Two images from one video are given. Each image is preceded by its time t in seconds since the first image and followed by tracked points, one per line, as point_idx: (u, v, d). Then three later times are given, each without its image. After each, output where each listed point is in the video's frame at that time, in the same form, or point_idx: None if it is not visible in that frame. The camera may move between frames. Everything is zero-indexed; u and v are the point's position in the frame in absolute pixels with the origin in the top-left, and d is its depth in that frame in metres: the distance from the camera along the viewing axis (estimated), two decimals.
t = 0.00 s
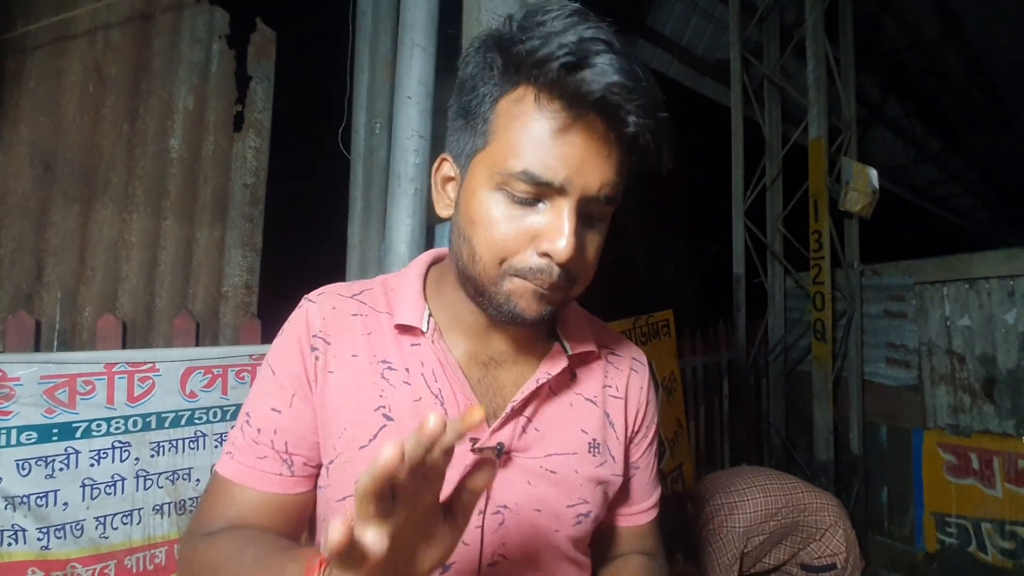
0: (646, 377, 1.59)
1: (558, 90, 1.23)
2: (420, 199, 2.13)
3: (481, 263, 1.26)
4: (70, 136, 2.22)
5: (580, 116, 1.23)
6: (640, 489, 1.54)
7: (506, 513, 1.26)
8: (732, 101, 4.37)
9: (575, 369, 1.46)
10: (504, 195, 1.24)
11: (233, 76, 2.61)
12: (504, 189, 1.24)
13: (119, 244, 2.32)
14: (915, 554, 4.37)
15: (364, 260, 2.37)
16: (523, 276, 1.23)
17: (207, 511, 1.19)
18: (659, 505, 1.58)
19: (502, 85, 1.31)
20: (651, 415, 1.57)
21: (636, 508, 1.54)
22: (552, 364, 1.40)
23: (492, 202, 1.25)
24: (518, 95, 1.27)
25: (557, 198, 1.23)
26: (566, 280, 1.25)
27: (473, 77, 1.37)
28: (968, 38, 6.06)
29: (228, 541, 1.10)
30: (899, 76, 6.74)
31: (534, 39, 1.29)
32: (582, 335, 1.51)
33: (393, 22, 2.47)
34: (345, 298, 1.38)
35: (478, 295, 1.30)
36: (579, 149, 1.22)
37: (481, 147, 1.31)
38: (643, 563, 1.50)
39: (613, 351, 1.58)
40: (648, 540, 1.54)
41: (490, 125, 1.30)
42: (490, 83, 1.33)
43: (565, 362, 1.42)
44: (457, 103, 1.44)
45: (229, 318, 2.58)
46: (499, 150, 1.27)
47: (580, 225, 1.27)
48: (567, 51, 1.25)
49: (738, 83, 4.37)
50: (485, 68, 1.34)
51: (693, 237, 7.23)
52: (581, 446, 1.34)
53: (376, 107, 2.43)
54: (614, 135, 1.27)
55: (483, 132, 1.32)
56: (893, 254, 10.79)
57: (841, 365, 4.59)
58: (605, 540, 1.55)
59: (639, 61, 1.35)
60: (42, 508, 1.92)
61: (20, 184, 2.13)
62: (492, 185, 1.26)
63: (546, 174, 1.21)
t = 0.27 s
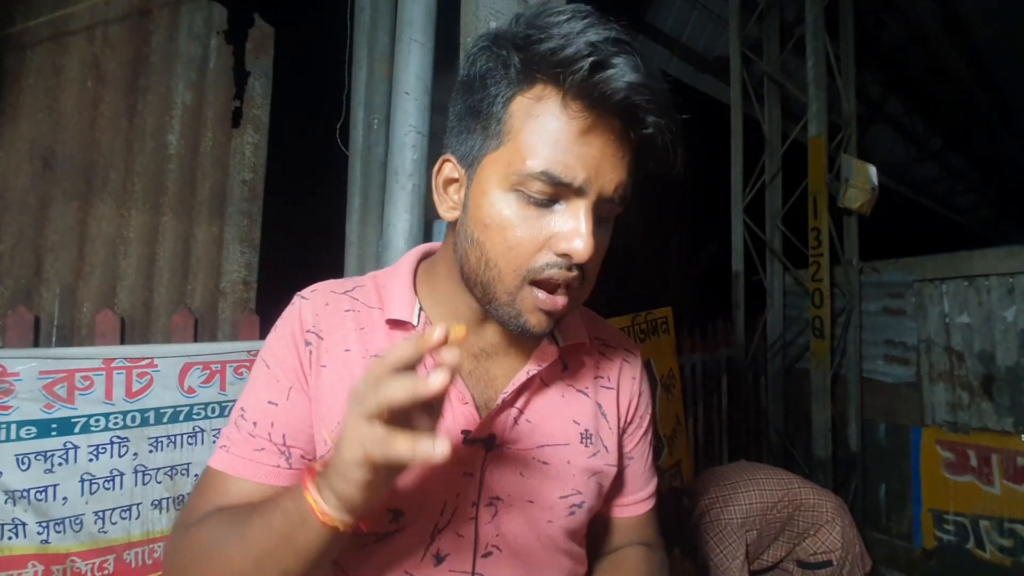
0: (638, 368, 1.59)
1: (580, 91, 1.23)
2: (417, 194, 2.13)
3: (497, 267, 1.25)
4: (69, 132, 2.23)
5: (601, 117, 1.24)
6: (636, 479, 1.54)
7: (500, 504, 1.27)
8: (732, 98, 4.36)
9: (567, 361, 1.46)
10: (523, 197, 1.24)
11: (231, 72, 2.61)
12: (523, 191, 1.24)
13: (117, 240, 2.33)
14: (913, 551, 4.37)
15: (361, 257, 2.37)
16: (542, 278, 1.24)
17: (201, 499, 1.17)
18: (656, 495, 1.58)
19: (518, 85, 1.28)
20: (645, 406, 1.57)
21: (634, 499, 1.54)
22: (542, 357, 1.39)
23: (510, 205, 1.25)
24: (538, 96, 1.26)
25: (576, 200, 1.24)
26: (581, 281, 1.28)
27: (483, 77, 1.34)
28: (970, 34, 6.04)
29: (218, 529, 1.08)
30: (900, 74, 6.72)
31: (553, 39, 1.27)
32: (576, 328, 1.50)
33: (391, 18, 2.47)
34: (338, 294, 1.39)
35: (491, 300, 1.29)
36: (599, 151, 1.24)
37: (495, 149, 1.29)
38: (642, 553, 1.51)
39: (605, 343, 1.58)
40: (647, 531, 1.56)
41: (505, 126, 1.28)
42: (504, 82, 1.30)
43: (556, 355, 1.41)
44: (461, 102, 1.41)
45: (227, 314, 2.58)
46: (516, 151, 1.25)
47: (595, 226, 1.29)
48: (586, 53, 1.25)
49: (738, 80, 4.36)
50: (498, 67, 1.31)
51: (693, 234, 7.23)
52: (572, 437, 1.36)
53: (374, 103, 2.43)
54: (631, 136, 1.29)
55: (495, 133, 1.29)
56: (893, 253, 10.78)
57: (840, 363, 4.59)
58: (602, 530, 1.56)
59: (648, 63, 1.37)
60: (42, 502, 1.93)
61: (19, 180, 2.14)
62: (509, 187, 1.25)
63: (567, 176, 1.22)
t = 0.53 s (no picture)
0: (635, 365, 1.59)
1: (545, 56, 1.35)
2: (414, 192, 2.12)
3: (478, 229, 1.29)
4: (65, 129, 2.22)
5: (566, 75, 1.34)
6: (633, 478, 1.54)
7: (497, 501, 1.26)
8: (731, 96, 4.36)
9: (564, 356, 1.47)
10: (498, 158, 1.31)
11: (228, 69, 2.60)
12: (498, 152, 1.31)
13: (114, 237, 2.32)
14: (910, 549, 4.39)
15: (358, 255, 2.36)
16: (521, 237, 1.26)
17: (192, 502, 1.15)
18: (651, 493, 1.59)
19: (490, 61, 1.40)
20: (642, 403, 1.58)
21: (631, 497, 1.55)
22: (540, 352, 1.41)
23: (487, 166, 1.31)
24: (509, 67, 1.37)
25: (549, 154, 1.30)
26: (563, 240, 1.29)
27: (462, 65, 1.46)
28: (969, 32, 6.03)
29: (202, 533, 1.04)
30: (899, 73, 6.72)
31: (519, 15, 1.41)
32: (571, 324, 1.51)
33: (389, 15, 2.46)
34: (335, 290, 1.39)
35: (477, 270, 1.31)
36: (567, 107, 1.32)
37: (473, 122, 1.38)
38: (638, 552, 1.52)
39: (602, 339, 1.59)
40: (643, 528, 1.57)
41: (481, 99, 1.38)
42: (479, 62, 1.42)
43: (553, 351, 1.43)
44: (445, 94, 1.52)
45: (225, 312, 2.58)
46: (491, 119, 1.34)
47: (572, 183, 1.33)
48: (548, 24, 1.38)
49: (737, 78, 4.35)
50: (473, 52, 1.44)
51: (692, 232, 7.23)
52: (570, 434, 1.35)
53: (371, 101, 2.42)
54: (599, 94, 1.37)
55: (473, 108, 1.39)
56: (892, 251, 10.79)
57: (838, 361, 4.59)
58: (597, 529, 1.56)
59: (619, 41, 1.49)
60: (40, 500, 1.92)
61: (15, 177, 2.13)
62: (485, 151, 1.32)
63: (538, 131, 1.29)
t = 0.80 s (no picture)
0: (633, 366, 1.60)
1: (504, 53, 1.38)
2: (413, 192, 2.12)
3: (453, 225, 1.31)
4: (64, 128, 2.22)
5: (524, 69, 1.35)
6: (630, 476, 1.55)
7: (498, 498, 1.25)
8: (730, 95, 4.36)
9: (564, 356, 1.47)
10: (467, 155, 1.33)
11: (226, 68, 2.60)
12: (467, 150, 1.33)
13: (112, 237, 2.32)
14: (908, 546, 4.40)
15: (357, 254, 2.36)
16: (493, 228, 1.27)
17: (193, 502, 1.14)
18: (648, 493, 1.59)
19: (457, 64, 1.44)
20: (639, 403, 1.58)
21: (628, 496, 1.55)
22: (540, 352, 1.41)
23: (459, 164, 1.33)
24: (473, 68, 1.40)
25: (515, 147, 1.31)
26: (535, 227, 1.29)
27: (439, 72, 1.51)
28: (967, 31, 6.03)
29: (207, 536, 1.04)
30: (898, 71, 6.73)
31: (478, 18, 1.45)
32: (570, 324, 1.52)
33: (388, 15, 2.46)
34: (337, 290, 1.39)
35: (459, 265, 1.33)
36: (529, 99, 1.33)
37: (448, 125, 1.42)
38: (636, 549, 1.51)
39: (600, 339, 1.59)
40: (637, 527, 1.56)
41: (453, 103, 1.43)
42: (450, 68, 1.46)
43: (554, 350, 1.43)
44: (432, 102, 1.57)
45: (224, 311, 2.58)
46: (461, 120, 1.37)
47: (542, 173, 1.34)
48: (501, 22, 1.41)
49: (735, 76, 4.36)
50: (445, 58, 1.48)
51: (691, 231, 7.24)
52: (570, 432, 1.36)
53: (370, 100, 2.42)
54: (560, 82, 1.37)
55: (449, 112, 1.43)
56: (890, 250, 10.83)
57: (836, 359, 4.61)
58: (596, 527, 1.56)
59: (581, 26, 1.46)
60: (40, 500, 1.92)
61: (13, 176, 2.13)
62: (456, 150, 1.35)
63: (501, 126, 1.31)
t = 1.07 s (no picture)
0: (633, 366, 1.60)
1: (499, 46, 1.42)
2: (412, 192, 2.12)
3: (455, 212, 1.32)
4: (63, 129, 2.21)
5: (520, 61, 1.41)
6: (631, 475, 1.55)
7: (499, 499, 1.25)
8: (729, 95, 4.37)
9: (564, 356, 1.48)
10: (468, 144, 1.36)
11: (225, 69, 2.60)
12: (467, 139, 1.36)
13: (112, 237, 2.32)
14: (905, 545, 4.42)
15: (357, 255, 2.36)
16: (495, 210, 1.29)
17: (185, 505, 1.15)
18: (649, 490, 1.60)
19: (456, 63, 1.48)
20: (639, 402, 1.58)
21: (630, 494, 1.56)
22: (540, 353, 1.42)
23: (459, 153, 1.36)
24: (471, 63, 1.45)
25: (514, 133, 1.34)
26: (536, 210, 1.31)
27: (438, 74, 1.55)
28: (966, 30, 6.04)
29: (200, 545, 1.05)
30: (897, 71, 6.74)
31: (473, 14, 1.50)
32: (570, 324, 1.52)
33: (387, 15, 2.46)
34: (338, 292, 1.39)
35: (461, 255, 1.33)
36: (525, 88, 1.37)
37: (448, 121, 1.45)
38: (635, 547, 1.51)
39: (601, 338, 1.60)
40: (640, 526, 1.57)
41: (452, 100, 1.46)
42: (449, 66, 1.50)
43: (553, 351, 1.43)
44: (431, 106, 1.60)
45: (223, 311, 2.59)
46: (461, 113, 1.41)
47: (541, 158, 1.36)
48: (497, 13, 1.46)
49: (734, 76, 4.36)
50: (443, 59, 1.53)
51: (690, 231, 7.25)
52: (569, 433, 1.36)
53: (369, 100, 2.42)
54: (556, 71, 1.41)
55: (448, 109, 1.47)
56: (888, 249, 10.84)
57: (835, 358, 4.62)
58: (597, 527, 1.57)
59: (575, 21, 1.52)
60: (39, 500, 1.92)
61: (12, 176, 2.11)
62: (456, 141, 1.38)
63: (500, 113, 1.35)
